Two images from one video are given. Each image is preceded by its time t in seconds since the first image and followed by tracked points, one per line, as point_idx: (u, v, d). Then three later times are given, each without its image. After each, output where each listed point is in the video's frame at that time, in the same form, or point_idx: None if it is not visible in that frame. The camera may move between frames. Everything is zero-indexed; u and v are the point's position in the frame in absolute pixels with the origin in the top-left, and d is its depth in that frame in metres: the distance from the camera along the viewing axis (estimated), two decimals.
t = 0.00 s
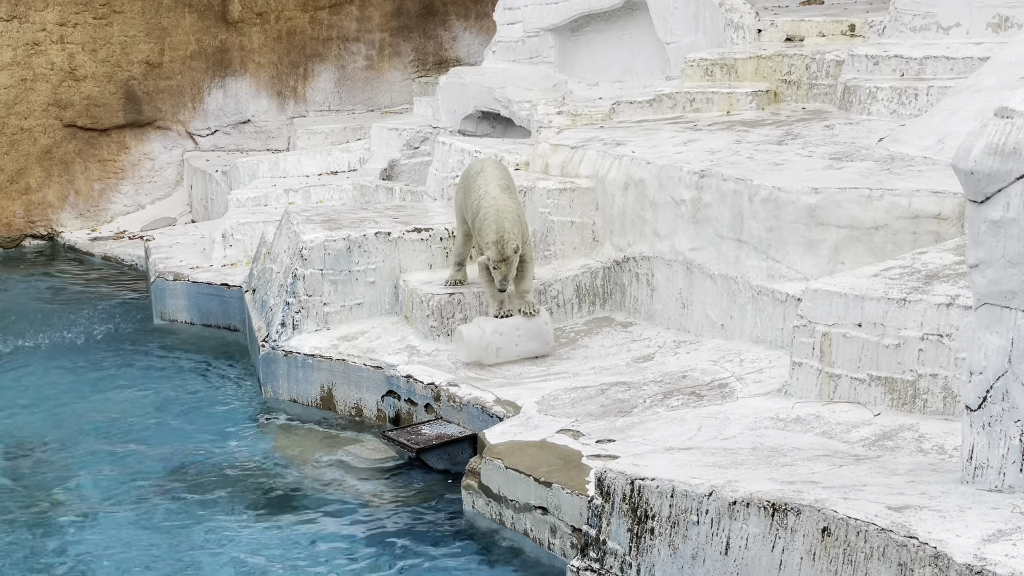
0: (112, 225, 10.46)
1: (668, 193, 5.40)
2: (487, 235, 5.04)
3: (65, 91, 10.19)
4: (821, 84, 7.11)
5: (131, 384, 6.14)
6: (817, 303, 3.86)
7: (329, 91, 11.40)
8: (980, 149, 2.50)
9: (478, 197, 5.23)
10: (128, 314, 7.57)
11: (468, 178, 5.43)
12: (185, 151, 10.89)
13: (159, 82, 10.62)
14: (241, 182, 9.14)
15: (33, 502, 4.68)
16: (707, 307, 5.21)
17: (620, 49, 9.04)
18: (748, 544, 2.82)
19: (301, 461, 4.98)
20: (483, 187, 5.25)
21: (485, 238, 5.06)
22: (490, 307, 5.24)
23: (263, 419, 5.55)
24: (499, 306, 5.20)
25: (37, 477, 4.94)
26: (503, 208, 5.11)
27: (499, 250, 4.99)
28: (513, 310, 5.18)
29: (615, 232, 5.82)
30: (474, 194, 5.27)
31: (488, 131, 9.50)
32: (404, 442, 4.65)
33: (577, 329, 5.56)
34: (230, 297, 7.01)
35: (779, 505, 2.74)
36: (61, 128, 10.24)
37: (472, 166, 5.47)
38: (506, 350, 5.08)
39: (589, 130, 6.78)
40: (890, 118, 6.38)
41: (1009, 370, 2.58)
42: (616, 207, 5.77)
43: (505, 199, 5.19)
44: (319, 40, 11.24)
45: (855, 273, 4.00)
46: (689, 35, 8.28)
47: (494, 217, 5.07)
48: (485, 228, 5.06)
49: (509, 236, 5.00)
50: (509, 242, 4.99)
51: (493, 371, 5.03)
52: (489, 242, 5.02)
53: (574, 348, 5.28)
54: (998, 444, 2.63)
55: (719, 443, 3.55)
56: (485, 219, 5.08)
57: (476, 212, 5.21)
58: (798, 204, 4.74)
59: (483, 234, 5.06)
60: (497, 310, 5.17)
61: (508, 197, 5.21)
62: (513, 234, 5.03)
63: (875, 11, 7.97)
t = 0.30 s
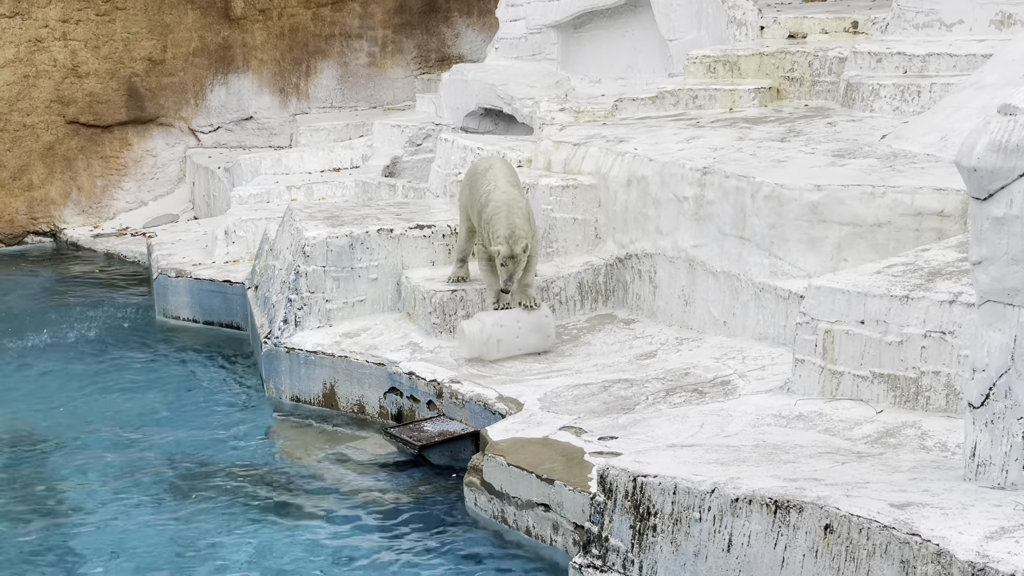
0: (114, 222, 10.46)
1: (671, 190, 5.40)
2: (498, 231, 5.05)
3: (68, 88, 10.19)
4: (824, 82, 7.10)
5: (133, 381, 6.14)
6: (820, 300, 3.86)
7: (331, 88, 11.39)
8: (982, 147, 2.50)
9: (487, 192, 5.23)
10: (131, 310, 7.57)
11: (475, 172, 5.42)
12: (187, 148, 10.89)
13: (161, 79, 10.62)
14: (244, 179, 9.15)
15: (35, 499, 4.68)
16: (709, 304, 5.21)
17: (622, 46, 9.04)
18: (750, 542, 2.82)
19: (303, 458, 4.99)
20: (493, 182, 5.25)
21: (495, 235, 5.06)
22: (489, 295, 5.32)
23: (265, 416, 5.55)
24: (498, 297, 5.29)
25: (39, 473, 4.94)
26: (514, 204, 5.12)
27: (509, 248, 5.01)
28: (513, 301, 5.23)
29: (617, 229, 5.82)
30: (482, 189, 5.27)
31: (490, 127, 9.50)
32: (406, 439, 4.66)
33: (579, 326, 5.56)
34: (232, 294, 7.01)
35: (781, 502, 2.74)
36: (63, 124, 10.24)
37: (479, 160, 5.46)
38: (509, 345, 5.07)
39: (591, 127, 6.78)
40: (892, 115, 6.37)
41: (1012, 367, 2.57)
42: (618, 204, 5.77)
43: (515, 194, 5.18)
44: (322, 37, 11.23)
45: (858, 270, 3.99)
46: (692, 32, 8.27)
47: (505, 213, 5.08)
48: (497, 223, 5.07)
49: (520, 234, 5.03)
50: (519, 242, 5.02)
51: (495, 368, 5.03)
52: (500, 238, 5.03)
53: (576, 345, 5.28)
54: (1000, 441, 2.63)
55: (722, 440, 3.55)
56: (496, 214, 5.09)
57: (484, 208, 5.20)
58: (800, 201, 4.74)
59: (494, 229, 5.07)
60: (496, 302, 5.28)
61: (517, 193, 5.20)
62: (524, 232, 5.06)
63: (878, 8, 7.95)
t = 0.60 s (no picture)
0: (115, 219, 10.46)
1: (672, 188, 5.40)
2: (501, 228, 5.03)
3: (69, 85, 10.19)
4: (826, 79, 7.10)
5: (134, 379, 6.14)
6: (821, 298, 3.86)
7: (333, 85, 11.39)
8: (984, 144, 2.49)
9: (491, 194, 5.24)
10: (132, 308, 7.58)
11: (478, 175, 5.43)
12: (189, 146, 10.90)
13: (163, 76, 10.62)
14: (245, 177, 9.15)
15: (36, 496, 4.68)
16: (711, 302, 5.21)
17: (624, 44, 9.03)
18: (751, 539, 2.82)
19: (304, 456, 4.99)
20: (496, 185, 5.26)
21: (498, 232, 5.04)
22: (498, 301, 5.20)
23: (266, 413, 5.55)
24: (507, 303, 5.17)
25: (40, 471, 4.95)
26: (516, 205, 5.11)
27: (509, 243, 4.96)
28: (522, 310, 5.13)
29: (619, 227, 5.82)
30: (487, 191, 5.27)
31: (492, 125, 9.50)
32: (407, 436, 4.65)
33: (581, 323, 5.56)
34: (234, 292, 7.02)
35: (782, 500, 2.74)
36: (65, 122, 10.24)
37: (483, 163, 5.47)
38: (512, 348, 5.04)
39: (593, 125, 6.77)
40: (894, 113, 6.37)
41: (1013, 365, 2.57)
42: (619, 202, 5.77)
43: (519, 196, 5.20)
44: (323, 35, 11.23)
45: (859, 268, 3.99)
46: (693, 31, 8.14)
47: (508, 213, 5.06)
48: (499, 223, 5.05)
49: (521, 232, 4.98)
50: (519, 238, 4.97)
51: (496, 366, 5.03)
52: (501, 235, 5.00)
53: (577, 343, 5.28)
54: (1001, 439, 2.63)
55: (723, 438, 3.55)
56: (498, 215, 5.08)
57: (488, 211, 5.20)
58: (801, 198, 4.74)
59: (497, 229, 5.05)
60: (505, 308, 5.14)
61: (522, 195, 5.22)
62: (525, 230, 5.01)
63: (880, 6, 7.95)
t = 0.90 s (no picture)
0: (116, 217, 10.45)
1: (673, 186, 5.39)
2: (508, 234, 4.99)
3: (69, 83, 10.18)
4: (826, 78, 7.10)
5: (134, 377, 6.14)
6: (822, 296, 3.86)
7: (333, 84, 11.41)
8: (984, 143, 2.49)
9: (500, 193, 5.18)
10: (133, 306, 7.57)
11: (486, 174, 5.36)
12: (189, 144, 10.90)
13: (163, 74, 10.61)
14: (245, 175, 9.15)
15: (37, 495, 4.68)
16: (711, 300, 5.21)
17: (625, 40, 8.98)
18: (752, 537, 2.82)
19: (304, 454, 4.99)
20: (505, 185, 5.20)
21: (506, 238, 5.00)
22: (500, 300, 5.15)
23: (266, 411, 5.55)
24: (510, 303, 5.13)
25: (40, 469, 4.95)
26: (525, 207, 5.06)
27: (519, 250, 4.93)
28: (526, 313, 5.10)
29: (619, 225, 5.82)
30: (496, 193, 5.20)
31: (492, 123, 9.50)
32: (407, 435, 4.66)
33: (581, 322, 5.56)
34: (234, 290, 7.02)
35: (782, 498, 2.74)
36: (65, 120, 10.24)
37: (490, 162, 5.40)
38: (514, 348, 5.03)
39: (593, 123, 6.77)
40: (894, 111, 6.37)
41: (1014, 363, 2.57)
42: (620, 200, 5.77)
43: (528, 201, 5.12)
44: (323, 33, 11.24)
45: (860, 266, 3.99)
46: (694, 29, 8.23)
47: (518, 215, 5.02)
48: (508, 225, 5.00)
49: (530, 238, 4.96)
50: (528, 245, 4.95)
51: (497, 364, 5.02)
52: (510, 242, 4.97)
53: (578, 342, 5.28)
54: (1002, 438, 2.63)
55: (723, 436, 3.54)
56: (508, 216, 5.02)
57: (496, 211, 5.14)
58: (802, 196, 4.74)
59: (504, 231, 5.00)
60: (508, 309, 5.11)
61: (531, 200, 5.14)
62: (534, 236, 4.99)
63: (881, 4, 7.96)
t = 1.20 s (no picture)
0: (115, 216, 10.45)
1: (672, 185, 5.39)
2: (511, 243, 5.00)
3: (69, 82, 10.17)
4: (825, 76, 7.10)
5: (133, 376, 6.14)
6: (821, 294, 3.87)
7: (332, 82, 11.41)
8: (983, 141, 2.49)
9: (503, 198, 5.17)
10: (132, 305, 7.57)
11: (487, 176, 5.34)
12: (188, 143, 10.89)
13: (162, 73, 10.61)
14: (245, 173, 9.14)
15: (36, 493, 4.68)
16: (711, 299, 5.21)
17: (623, 39, 8.98)
18: (751, 536, 2.82)
19: (303, 452, 4.99)
20: (507, 190, 5.20)
21: (510, 247, 5.01)
22: (500, 299, 5.13)
23: (265, 410, 5.55)
24: (511, 304, 5.08)
25: (39, 468, 4.95)
26: (529, 212, 5.06)
27: (524, 263, 4.96)
28: (529, 315, 5.06)
29: (618, 224, 5.82)
30: (499, 198, 5.19)
31: (491, 122, 9.50)
32: (406, 433, 4.66)
33: (581, 320, 5.56)
34: (233, 289, 7.01)
35: (782, 497, 2.74)
36: (64, 119, 10.23)
37: (490, 163, 5.39)
38: (514, 348, 5.01)
39: (592, 122, 6.77)
40: (894, 109, 6.37)
41: (1013, 362, 2.58)
42: (619, 199, 5.77)
43: (531, 207, 5.11)
44: (323, 31, 11.24)
45: (859, 264, 3.99)
46: (694, 27, 8.26)
47: (522, 222, 5.01)
48: (512, 233, 5.00)
49: (535, 247, 4.97)
50: (534, 257, 4.97)
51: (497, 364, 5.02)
52: (515, 253, 4.99)
53: (577, 340, 5.28)
54: (1001, 436, 2.63)
55: (723, 434, 3.54)
56: (512, 223, 5.01)
57: (498, 216, 5.14)
58: (801, 195, 4.74)
59: (509, 239, 5.00)
60: (509, 309, 5.06)
61: (534, 206, 5.13)
62: (538, 245, 5.00)
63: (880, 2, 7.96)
